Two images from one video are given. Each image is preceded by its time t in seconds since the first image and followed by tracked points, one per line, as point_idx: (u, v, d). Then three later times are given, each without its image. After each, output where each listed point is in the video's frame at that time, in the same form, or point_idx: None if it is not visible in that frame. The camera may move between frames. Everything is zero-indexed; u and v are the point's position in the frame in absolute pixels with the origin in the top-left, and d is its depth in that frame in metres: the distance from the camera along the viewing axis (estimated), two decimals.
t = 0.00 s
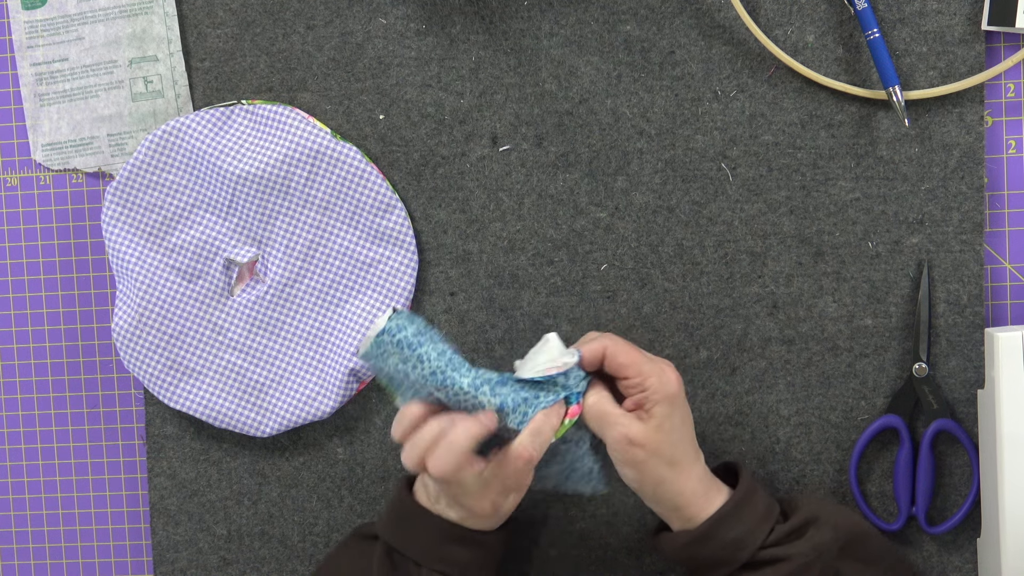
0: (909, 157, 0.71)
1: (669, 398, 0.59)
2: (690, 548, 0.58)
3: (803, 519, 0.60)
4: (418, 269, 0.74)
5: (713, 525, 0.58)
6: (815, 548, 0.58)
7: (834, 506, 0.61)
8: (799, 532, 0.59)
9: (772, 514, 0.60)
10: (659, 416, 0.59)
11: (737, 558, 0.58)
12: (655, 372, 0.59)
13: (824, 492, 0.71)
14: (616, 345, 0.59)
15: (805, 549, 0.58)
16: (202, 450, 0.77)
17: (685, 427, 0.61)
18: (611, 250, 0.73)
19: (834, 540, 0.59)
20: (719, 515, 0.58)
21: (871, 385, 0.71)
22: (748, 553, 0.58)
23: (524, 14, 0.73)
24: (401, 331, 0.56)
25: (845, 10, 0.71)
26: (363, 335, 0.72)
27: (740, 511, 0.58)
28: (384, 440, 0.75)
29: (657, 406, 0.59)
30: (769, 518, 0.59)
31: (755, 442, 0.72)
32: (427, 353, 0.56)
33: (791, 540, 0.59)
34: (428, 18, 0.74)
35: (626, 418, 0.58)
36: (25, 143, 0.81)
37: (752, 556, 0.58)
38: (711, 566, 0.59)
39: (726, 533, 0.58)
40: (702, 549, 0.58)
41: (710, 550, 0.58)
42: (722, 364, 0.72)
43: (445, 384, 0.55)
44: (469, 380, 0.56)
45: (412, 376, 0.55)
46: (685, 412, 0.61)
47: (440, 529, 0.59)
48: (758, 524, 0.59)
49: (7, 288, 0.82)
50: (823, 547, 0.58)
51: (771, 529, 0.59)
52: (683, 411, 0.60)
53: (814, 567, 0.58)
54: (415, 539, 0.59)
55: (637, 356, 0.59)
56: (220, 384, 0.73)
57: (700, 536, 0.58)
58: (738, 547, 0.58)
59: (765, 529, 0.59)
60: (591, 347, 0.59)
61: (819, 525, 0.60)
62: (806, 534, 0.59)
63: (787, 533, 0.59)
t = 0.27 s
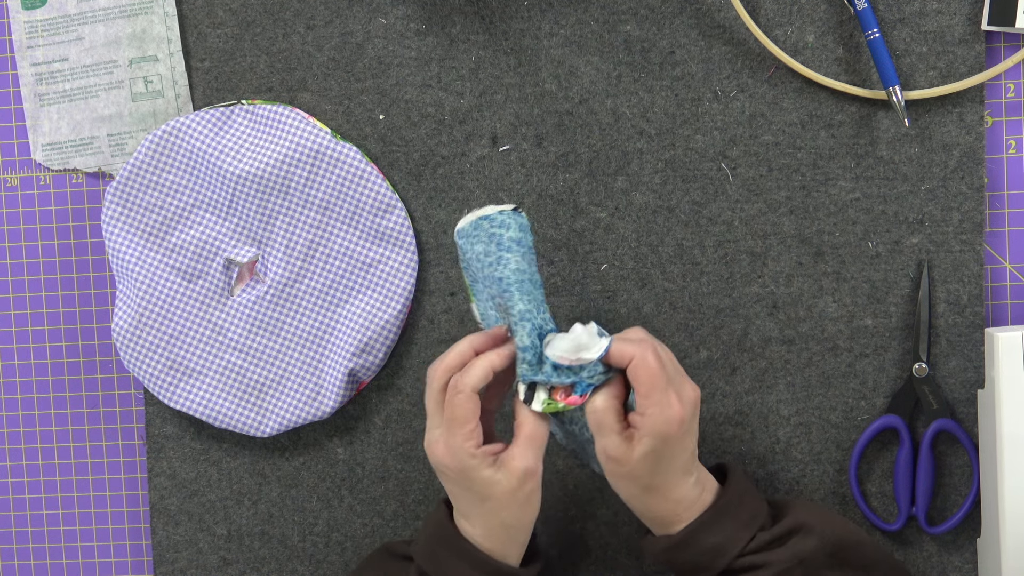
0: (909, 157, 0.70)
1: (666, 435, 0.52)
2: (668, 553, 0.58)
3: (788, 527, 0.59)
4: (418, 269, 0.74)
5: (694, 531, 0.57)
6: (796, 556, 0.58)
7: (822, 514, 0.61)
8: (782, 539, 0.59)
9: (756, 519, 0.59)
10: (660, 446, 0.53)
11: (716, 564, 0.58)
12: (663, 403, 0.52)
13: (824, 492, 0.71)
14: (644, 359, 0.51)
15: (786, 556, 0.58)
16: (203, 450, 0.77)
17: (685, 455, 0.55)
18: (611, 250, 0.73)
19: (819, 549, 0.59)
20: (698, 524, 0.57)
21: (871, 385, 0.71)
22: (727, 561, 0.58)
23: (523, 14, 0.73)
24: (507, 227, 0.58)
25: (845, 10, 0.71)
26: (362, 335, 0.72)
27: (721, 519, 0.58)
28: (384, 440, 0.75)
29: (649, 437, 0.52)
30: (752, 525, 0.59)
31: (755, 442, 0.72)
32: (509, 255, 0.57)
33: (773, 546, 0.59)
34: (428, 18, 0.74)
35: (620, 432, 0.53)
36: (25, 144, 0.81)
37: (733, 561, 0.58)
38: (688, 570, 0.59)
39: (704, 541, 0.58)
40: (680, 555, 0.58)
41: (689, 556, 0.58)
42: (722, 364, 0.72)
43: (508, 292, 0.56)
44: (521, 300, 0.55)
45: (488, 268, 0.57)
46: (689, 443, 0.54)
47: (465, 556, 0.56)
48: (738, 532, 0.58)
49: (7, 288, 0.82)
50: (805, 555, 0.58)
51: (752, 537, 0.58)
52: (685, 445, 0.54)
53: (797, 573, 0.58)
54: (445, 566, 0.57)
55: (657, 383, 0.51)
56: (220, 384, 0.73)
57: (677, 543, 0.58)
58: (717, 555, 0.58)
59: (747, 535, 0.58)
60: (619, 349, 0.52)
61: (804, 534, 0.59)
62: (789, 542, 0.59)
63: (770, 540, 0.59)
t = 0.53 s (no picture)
0: (908, 157, 0.70)
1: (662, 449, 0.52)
2: (670, 549, 0.58)
3: (791, 524, 0.59)
4: (418, 269, 0.74)
5: (695, 527, 0.57)
6: (798, 553, 0.58)
7: (825, 513, 0.61)
8: (785, 536, 0.59)
9: (761, 517, 0.59)
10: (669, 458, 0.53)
11: (718, 560, 0.58)
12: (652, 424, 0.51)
13: (824, 492, 0.71)
14: (631, 384, 0.51)
15: (788, 553, 0.57)
16: (202, 450, 0.77)
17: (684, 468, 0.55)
18: (611, 250, 0.73)
19: (821, 546, 0.58)
20: (702, 518, 0.57)
21: (871, 385, 0.71)
22: (728, 557, 0.57)
23: (523, 14, 0.73)
24: (520, 241, 0.59)
25: (845, 10, 0.71)
26: (362, 335, 0.72)
27: (724, 515, 0.58)
28: (384, 440, 0.75)
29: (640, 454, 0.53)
30: (756, 522, 0.59)
31: (755, 442, 0.72)
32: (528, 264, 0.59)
33: (774, 543, 0.59)
34: (428, 18, 0.74)
35: (612, 441, 0.54)
36: (25, 143, 0.81)
37: (734, 558, 0.58)
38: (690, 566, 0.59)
39: (707, 536, 0.57)
40: (681, 551, 0.58)
41: (690, 552, 0.58)
42: (722, 364, 0.72)
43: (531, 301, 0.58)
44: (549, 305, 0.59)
45: (506, 281, 0.59)
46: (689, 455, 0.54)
47: (437, 540, 0.58)
48: (741, 528, 0.58)
49: (7, 288, 0.82)
50: (807, 552, 0.58)
51: (755, 533, 0.58)
52: (681, 459, 0.53)
53: (797, 570, 0.58)
54: (419, 552, 0.59)
55: (645, 408, 0.51)
56: (220, 384, 0.73)
57: (679, 539, 0.58)
58: (719, 550, 0.57)
59: (749, 532, 0.58)
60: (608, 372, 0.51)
61: (807, 531, 0.59)
62: (791, 539, 0.59)
63: (772, 537, 0.58)
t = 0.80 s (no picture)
0: (908, 157, 0.71)
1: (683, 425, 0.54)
2: (678, 548, 0.58)
3: (798, 521, 0.60)
4: (418, 269, 0.74)
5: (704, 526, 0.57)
6: (807, 550, 0.58)
7: (831, 509, 0.61)
8: (792, 534, 0.59)
9: (767, 515, 0.59)
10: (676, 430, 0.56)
11: (728, 559, 0.57)
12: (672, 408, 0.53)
13: (824, 492, 0.71)
14: (656, 371, 0.52)
15: (798, 551, 0.57)
16: (202, 450, 0.77)
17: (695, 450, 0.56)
18: (611, 250, 0.73)
19: (829, 542, 0.58)
20: (711, 516, 0.57)
21: (871, 385, 0.71)
22: (739, 555, 0.57)
23: (524, 14, 0.73)
24: (497, 288, 0.49)
25: (845, 10, 0.71)
26: (363, 335, 0.72)
27: (733, 513, 0.57)
28: (384, 440, 0.75)
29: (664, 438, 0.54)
30: (763, 520, 0.59)
31: (755, 442, 0.72)
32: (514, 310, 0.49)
33: (784, 542, 0.58)
34: (428, 18, 0.74)
35: (623, 431, 0.56)
36: (25, 143, 0.81)
37: (744, 557, 0.57)
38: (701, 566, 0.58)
39: (717, 534, 0.57)
40: (692, 549, 0.57)
41: (701, 551, 0.57)
42: (722, 364, 0.72)
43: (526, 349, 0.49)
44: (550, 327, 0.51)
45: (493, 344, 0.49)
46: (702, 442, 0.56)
47: (433, 543, 0.58)
48: (750, 526, 0.58)
49: (7, 288, 0.82)
50: (817, 549, 0.58)
51: (763, 531, 0.58)
52: (696, 444, 0.55)
53: (808, 567, 0.58)
54: (417, 555, 0.59)
55: (668, 393, 0.52)
56: (220, 384, 0.73)
57: (689, 537, 0.57)
58: (729, 549, 0.57)
59: (759, 530, 0.58)
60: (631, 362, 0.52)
61: (813, 529, 0.59)
62: (800, 537, 0.59)
63: (781, 535, 0.59)
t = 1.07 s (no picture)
0: (908, 157, 0.71)
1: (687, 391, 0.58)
2: (688, 549, 0.58)
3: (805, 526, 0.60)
4: (418, 269, 0.74)
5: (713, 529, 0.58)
6: (814, 556, 0.58)
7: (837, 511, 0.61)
8: (800, 538, 0.59)
9: (774, 519, 0.59)
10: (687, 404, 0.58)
11: (736, 562, 0.58)
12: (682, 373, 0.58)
13: (824, 492, 0.71)
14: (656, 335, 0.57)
15: (805, 556, 0.58)
16: (202, 450, 0.77)
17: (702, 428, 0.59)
18: (611, 250, 0.73)
19: (834, 547, 0.59)
20: (720, 520, 0.58)
21: (871, 385, 0.71)
22: (747, 559, 0.58)
23: (524, 14, 0.73)
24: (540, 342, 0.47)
25: (844, 10, 0.71)
26: (363, 335, 0.72)
27: (741, 517, 0.58)
28: (384, 440, 0.75)
29: (677, 406, 0.57)
30: (770, 525, 0.59)
31: (755, 442, 0.72)
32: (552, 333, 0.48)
33: (791, 546, 0.59)
34: (428, 18, 0.74)
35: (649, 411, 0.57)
36: (25, 143, 0.81)
37: (751, 560, 0.58)
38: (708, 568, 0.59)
39: (725, 539, 0.58)
40: (700, 552, 0.58)
41: (708, 553, 0.58)
42: (722, 364, 0.72)
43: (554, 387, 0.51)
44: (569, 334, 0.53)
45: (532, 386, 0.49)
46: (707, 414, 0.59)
47: (443, 554, 0.59)
48: (758, 531, 0.58)
49: (7, 288, 0.82)
50: (823, 554, 0.58)
51: (771, 536, 0.59)
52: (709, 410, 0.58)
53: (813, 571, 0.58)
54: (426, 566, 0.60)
55: (675, 355, 0.57)
56: (220, 384, 0.73)
57: (698, 539, 0.58)
58: (736, 552, 0.58)
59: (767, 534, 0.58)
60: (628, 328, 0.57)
61: (821, 533, 0.59)
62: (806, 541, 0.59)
63: (788, 539, 0.59)
